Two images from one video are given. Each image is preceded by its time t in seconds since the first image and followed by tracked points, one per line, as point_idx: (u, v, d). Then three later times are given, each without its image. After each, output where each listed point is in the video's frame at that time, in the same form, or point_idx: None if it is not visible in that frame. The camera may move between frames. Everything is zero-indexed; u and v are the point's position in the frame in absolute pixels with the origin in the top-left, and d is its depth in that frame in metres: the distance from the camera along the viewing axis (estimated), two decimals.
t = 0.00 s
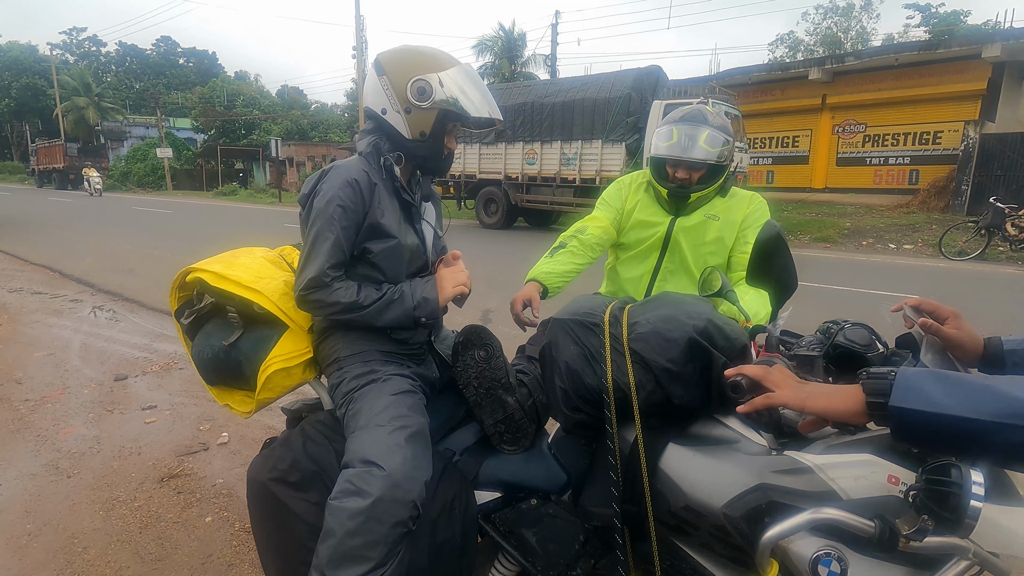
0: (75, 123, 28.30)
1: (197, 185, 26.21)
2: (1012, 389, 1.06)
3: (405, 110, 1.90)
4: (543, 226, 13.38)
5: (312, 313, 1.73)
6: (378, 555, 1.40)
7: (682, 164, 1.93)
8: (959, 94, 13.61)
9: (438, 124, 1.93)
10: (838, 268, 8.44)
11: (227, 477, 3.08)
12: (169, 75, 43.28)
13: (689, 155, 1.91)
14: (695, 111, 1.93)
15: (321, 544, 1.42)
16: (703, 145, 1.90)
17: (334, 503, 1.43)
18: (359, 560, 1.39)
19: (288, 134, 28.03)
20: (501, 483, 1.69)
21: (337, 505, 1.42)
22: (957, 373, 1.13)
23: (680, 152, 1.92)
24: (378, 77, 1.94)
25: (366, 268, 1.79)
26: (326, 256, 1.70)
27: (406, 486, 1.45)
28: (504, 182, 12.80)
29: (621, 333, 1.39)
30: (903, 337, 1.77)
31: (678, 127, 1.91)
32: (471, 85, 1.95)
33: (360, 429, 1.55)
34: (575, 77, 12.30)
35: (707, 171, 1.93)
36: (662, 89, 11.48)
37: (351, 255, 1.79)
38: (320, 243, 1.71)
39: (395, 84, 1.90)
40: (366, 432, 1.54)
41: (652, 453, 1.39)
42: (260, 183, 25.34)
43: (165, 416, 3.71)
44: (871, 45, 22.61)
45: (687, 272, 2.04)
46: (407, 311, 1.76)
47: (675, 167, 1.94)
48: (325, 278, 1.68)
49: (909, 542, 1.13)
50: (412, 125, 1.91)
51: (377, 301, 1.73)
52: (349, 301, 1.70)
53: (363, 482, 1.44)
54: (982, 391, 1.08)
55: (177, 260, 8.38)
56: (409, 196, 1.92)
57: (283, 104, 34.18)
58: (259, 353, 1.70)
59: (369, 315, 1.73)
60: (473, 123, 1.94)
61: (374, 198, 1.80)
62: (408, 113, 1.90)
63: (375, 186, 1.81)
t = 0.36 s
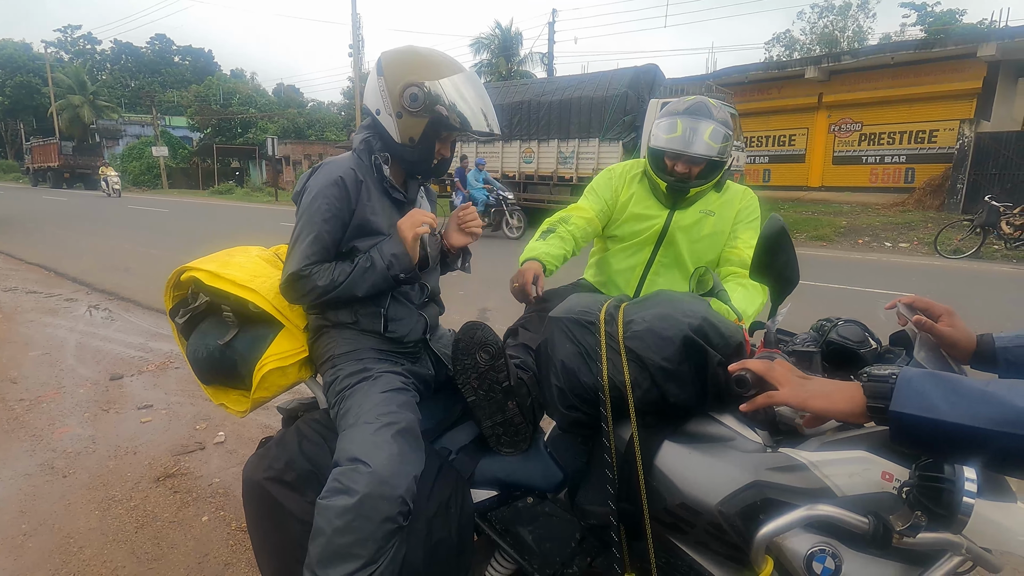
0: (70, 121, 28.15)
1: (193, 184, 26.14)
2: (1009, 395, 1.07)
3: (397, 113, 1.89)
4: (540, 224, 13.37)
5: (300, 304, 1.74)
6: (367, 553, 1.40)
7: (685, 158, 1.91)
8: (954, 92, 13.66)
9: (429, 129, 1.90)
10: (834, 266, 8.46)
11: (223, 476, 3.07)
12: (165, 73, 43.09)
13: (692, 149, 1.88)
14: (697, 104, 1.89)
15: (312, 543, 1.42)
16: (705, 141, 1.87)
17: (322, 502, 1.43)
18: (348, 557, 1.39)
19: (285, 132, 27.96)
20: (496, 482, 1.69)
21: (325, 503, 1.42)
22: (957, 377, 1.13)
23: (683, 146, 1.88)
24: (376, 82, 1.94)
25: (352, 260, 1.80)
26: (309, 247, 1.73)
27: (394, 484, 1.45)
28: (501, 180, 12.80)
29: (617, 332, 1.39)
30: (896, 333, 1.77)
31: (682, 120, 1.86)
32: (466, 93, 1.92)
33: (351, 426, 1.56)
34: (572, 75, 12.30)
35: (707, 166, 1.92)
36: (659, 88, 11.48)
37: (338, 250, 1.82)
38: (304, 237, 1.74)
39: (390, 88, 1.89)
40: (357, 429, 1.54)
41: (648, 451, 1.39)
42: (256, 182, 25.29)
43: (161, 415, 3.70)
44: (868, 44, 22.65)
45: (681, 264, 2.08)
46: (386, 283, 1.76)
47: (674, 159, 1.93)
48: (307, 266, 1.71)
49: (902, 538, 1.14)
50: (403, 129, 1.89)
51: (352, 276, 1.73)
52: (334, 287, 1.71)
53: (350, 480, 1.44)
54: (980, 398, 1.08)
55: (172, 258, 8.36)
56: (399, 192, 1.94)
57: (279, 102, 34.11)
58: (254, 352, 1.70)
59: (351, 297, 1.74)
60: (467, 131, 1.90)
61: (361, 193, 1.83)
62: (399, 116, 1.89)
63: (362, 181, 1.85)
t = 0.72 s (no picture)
0: (64, 119, 27.95)
1: (189, 182, 26.06)
2: (1000, 396, 1.07)
3: (393, 113, 1.88)
4: (537, 223, 13.38)
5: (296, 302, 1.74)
6: (362, 550, 1.40)
7: (663, 169, 1.91)
8: (950, 91, 13.70)
9: (425, 129, 1.90)
10: (830, 264, 8.48)
11: (219, 475, 3.07)
12: (160, 71, 42.87)
13: (667, 158, 1.90)
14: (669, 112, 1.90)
15: (307, 541, 1.42)
16: (681, 150, 1.89)
17: (317, 500, 1.43)
18: (343, 555, 1.39)
19: (281, 130, 27.86)
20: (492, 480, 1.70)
21: (320, 501, 1.42)
22: (950, 378, 1.13)
23: (659, 156, 1.91)
24: (373, 81, 1.93)
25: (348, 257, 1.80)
26: (305, 246, 1.72)
27: (388, 481, 1.44)
28: (497, 179, 12.80)
29: (613, 329, 1.40)
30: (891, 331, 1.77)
31: (655, 129, 1.89)
32: (463, 94, 1.92)
33: (347, 424, 1.55)
34: (568, 74, 12.30)
35: (685, 173, 1.92)
36: (656, 87, 11.49)
37: (334, 248, 1.82)
38: (298, 236, 1.74)
39: (387, 90, 1.89)
40: (352, 427, 1.54)
41: (644, 448, 1.39)
42: (252, 181, 25.24)
43: (156, 414, 3.69)
44: (864, 43, 22.70)
45: (669, 273, 2.08)
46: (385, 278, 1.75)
47: (653, 169, 1.93)
48: (303, 264, 1.70)
49: (897, 533, 1.14)
50: (399, 129, 1.89)
51: (349, 271, 1.73)
52: (331, 283, 1.71)
53: (345, 477, 1.44)
54: (973, 399, 1.08)
55: (167, 257, 8.34)
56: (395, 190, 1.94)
57: (274, 100, 33.98)
58: (250, 351, 1.69)
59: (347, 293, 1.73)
60: (463, 135, 1.92)
61: (357, 191, 1.83)
62: (395, 116, 1.88)
63: (358, 179, 1.84)
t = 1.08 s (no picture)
0: (59, 120, 27.81)
1: (185, 183, 26.01)
2: (993, 398, 1.08)
3: (396, 114, 1.88)
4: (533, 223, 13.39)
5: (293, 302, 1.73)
6: (359, 553, 1.39)
7: (654, 124, 1.89)
8: (944, 92, 13.76)
9: (425, 132, 1.90)
10: (825, 265, 8.51)
11: (215, 477, 3.06)
12: (156, 71, 42.72)
13: (669, 104, 1.81)
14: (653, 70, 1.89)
15: (303, 544, 1.42)
16: (678, 98, 1.82)
17: (313, 502, 1.43)
18: (340, 558, 1.39)
19: (277, 131, 27.79)
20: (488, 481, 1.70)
21: (316, 503, 1.42)
22: (942, 380, 1.14)
23: (657, 102, 1.82)
24: (377, 82, 1.93)
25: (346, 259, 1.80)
26: (302, 247, 1.72)
27: (384, 483, 1.44)
28: (494, 179, 12.82)
29: (609, 330, 1.40)
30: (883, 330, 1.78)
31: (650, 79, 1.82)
32: (464, 99, 1.92)
33: (343, 426, 1.55)
34: (565, 74, 12.32)
35: (678, 130, 1.91)
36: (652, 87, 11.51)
37: (331, 249, 1.81)
38: (295, 238, 1.73)
39: (391, 88, 1.89)
40: (348, 428, 1.54)
41: (639, 448, 1.39)
42: (248, 181, 25.20)
43: (151, 416, 3.68)
44: (859, 45, 22.80)
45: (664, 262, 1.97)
46: (383, 278, 1.75)
47: (643, 125, 1.90)
48: (301, 264, 1.70)
49: (891, 533, 1.15)
50: (400, 130, 1.89)
51: (348, 273, 1.73)
52: (330, 283, 1.71)
53: (341, 479, 1.43)
54: (966, 402, 1.09)
55: (163, 258, 8.32)
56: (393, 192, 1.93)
57: (270, 100, 33.91)
58: (245, 353, 1.69)
59: (344, 293, 1.73)
60: (462, 141, 1.91)
61: (356, 194, 1.83)
62: (397, 117, 1.88)
63: (357, 180, 1.84)
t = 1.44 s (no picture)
0: (53, 120, 27.63)
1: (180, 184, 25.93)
2: (1003, 404, 1.09)
3: (386, 118, 1.88)
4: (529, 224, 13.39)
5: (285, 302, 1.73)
6: (348, 566, 1.38)
7: (651, 147, 1.84)
8: (938, 94, 13.82)
9: (415, 136, 1.89)
10: (820, 265, 8.54)
11: (209, 480, 3.04)
12: (151, 71, 42.58)
13: (677, 130, 1.75)
14: (646, 84, 1.81)
15: (290, 559, 1.40)
16: (683, 121, 1.77)
17: (301, 518, 1.42)
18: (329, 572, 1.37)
19: (273, 132, 27.74)
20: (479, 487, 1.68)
21: (304, 518, 1.41)
22: (950, 385, 1.14)
23: (663, 125, 1.75)
24: (368, 87, 1.94)
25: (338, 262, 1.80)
26: (294, 246, 1.73)
27: (374, 497, 1.43)
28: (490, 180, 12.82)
29: (599, 335, 1.40)
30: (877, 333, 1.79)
31: (657, 99, 1.76)
32: (455, 105, 1.91)
33: (332, 437, 1.54)
34: (561, 75, 12.33)
35: (672, 152, 1.87)
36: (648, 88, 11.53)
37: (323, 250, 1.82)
38: (288, 236, 1.74)
39: (381, 95, 1.90)
40: (336, 439, 1.53)
41: (631, 455, 1.38)
42: (243, 182, 25.14)
43: (145, 418, 3.66)
44: (853, 47, 22.90)
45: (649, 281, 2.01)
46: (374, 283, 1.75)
47: (639, 145, 1.85)
48: (293, 263, 1.71)
49: (884, 542, 1.14)
50: (389, 133, 1.89)
51: (339, 279, 1.73)
52: (323, 285, 1.72)
53: (329, 494, 1.43)
54: (973, 407, 1.10)
55: (158, 259, 8.28)
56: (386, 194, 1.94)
57: (266, 100, 33.87)
58: (231, 362, 1.68)
59: (334, 296, 1.73)
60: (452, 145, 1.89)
61: (350, 195, 1.83)
62: (387, 121, 1.88)
63: (350, 182, 1.84)
